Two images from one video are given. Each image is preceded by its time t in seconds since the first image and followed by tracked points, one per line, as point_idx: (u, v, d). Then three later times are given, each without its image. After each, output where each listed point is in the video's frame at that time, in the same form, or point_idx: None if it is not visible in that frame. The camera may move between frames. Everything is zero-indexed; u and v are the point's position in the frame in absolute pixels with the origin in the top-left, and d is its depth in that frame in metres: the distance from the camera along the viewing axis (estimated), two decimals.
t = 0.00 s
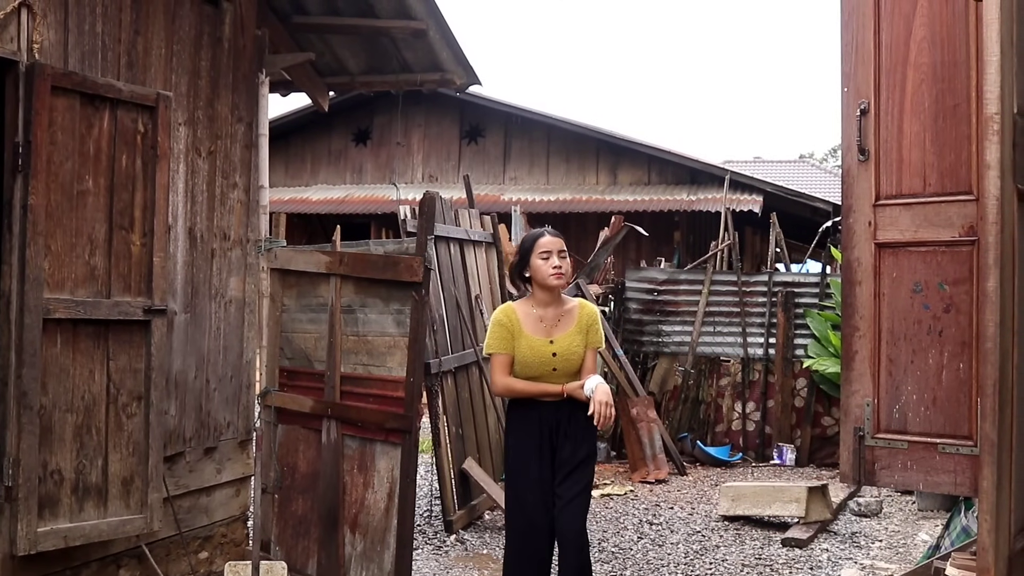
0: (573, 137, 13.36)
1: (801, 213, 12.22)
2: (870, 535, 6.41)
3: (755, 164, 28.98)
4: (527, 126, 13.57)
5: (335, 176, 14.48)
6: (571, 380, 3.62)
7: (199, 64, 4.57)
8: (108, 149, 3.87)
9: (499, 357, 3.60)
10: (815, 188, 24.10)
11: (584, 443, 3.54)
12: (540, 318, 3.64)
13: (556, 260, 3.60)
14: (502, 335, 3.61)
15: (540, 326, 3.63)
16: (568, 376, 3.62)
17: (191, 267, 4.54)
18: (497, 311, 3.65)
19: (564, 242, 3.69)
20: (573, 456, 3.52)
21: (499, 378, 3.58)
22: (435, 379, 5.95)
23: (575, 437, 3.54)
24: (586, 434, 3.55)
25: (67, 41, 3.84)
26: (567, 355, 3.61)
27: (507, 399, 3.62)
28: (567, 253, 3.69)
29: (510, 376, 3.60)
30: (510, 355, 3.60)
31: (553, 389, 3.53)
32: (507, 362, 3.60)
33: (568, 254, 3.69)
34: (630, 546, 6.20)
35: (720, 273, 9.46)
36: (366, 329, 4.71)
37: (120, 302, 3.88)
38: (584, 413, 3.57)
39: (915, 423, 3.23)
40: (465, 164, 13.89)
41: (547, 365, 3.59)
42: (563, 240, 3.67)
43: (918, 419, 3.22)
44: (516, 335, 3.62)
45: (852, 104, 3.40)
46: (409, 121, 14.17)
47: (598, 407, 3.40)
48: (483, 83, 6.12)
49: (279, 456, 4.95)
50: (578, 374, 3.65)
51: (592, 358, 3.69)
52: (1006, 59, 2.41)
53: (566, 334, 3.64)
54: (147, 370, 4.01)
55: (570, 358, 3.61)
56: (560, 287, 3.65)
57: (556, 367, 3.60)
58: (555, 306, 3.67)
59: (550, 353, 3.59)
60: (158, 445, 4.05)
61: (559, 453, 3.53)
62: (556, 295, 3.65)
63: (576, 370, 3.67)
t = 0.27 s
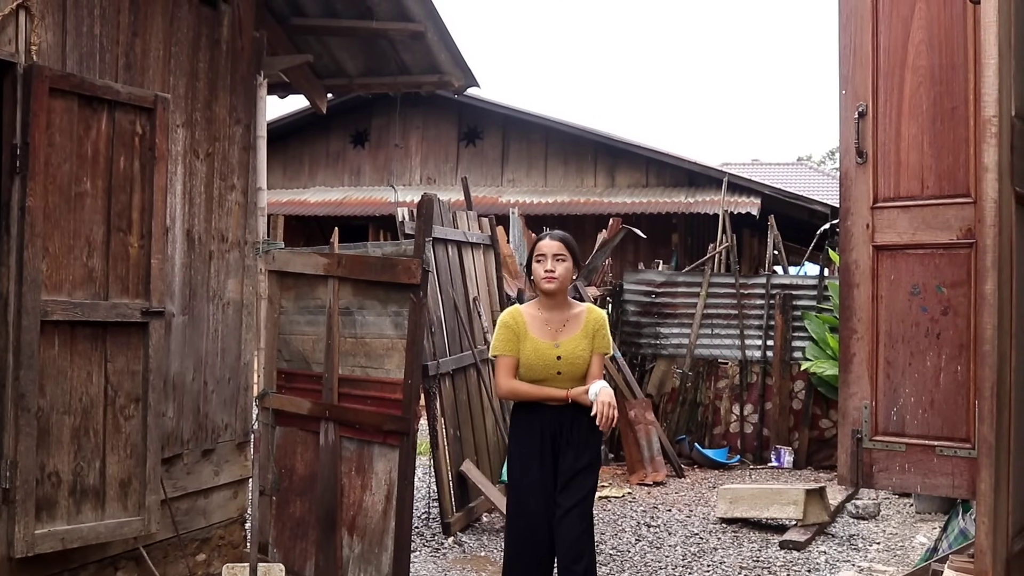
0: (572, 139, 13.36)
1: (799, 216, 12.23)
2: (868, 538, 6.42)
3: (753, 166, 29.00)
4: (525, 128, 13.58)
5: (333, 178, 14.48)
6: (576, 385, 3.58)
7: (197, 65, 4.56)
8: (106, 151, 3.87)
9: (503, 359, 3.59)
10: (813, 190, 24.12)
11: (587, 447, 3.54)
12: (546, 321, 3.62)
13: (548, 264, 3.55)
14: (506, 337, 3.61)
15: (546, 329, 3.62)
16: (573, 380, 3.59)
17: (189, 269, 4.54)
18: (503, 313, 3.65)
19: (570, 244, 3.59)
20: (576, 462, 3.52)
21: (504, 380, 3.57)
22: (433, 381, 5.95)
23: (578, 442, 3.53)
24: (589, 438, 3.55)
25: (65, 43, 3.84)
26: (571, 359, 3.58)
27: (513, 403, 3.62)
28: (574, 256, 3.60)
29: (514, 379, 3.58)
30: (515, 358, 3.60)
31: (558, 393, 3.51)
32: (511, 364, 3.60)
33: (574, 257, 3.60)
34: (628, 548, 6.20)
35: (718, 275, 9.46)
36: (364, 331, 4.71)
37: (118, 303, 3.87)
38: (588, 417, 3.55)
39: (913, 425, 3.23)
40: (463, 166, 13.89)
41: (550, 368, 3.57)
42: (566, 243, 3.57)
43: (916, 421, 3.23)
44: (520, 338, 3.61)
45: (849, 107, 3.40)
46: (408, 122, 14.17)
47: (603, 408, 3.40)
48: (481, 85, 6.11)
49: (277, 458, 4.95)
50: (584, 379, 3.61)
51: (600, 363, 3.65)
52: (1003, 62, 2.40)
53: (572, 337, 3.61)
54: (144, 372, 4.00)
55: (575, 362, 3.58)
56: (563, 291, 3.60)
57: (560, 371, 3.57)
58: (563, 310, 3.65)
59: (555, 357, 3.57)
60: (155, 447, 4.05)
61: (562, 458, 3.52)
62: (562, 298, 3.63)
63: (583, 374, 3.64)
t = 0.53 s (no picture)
0: (570, 141, 13.37)
1: (797, 218, 12.23)
2: (865, 540, 6.42)
3: (751, 168, 29.01)
4: (523, 130, 13.58)
5: (331, 180, 14.48)
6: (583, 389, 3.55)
7: (195, 67, 4.56)
8: (104, 153, 3.87)
9: (510, 359, 3.61)
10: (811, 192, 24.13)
11: (593, 456, 3.49)
12: (555, 323, 3.62)
13: (546, 268, 3.58)
14: (515, 337, 3.63)
15: (553, 331, 3.61)
16: (579, 383, 3.57)
17: (187, 270, 4.53)
18: (513, 314, 3.68)
19: (573, 247, 3.59)
20: (580, 468, 3.47)
21: (509, 381, 3.59)
22: (431, 383, 5.94)
23: (583, 449, 3.49)
24: (595, 446, 3.51)
25: (63, 44, 3.84)
26: (578, 362, 3.56)
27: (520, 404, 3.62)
28: (576, 259, 3.59)
29: (520, 380, 3.59)
30: (521, 358, 3.61)
31: (562, 396, 3.50)
32: (517, 365, 3.61)
33: (577, 260, 3.59)
34: (626, 550, 6.20)
35: (716, 277, 9.48)
36: (362, 332, 4.70)
37: (116, 305, 3.87)
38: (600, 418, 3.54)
39: (911, 427, 3.23)
40: (461, 168, 13.90)
41: (555, 370, 3.56)
42: (567, 246, 3.58)
43: (913, 423, 3.22)
44: (528, 338, 3.63)
45: (848, 109, 3.41)
46: (406, 124, 14.17)
47: (604, 408, 3.40)
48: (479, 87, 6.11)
49: (275, 460, 4.94)
50: (592, 383, 3.58)
51: (609, 368, 3.60)
52: (1002, 64, 2.40)
53: (580, 340, 3.59)
54: (142, 373, 4.00)
55: (581, 365, 3.56)
56: (567, 294, 3.60)
57: (566, 374, 3.56)
58: (573, 312, 3.63)
59: (560, 359, 3.56)
60: (153, 449, 4.04)
61: (565, 465, 3.49)
62: (571, 301, 3.61)
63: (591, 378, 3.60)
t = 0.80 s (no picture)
0: (567, 142, 13.37)
1: (795, 219, 12.24)
2: (863, 541, 6.42)
3: (748, 170, 29.02)
4: (521, 131, 13.58)
5: (329, 181, 14.47)
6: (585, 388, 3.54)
7: (193, 68, 4.56)
8: (102, 153, 3.87)
9: (514, 356, 3.63)
10: (809, 194, 24.15)
11: (597, 458, 3.48)
12: (561, 322, 3.63)
13: (549, 265, 3.59)
14: (521, 335, 3.66)
15: (559, 330, 3.63)
16: (582, 382, 3.56)
17: (185, 271, 4.53)
18: (521, 312, 3.71)
19: (578, 246, 3.57)
20: (584, 470, 3.46)
21: (512, 377, 3.61)
22: (429, 384, 5.93)
23: (587, 451, 3.47)
24: (599, 448, 3.49)
25: (61, 45, 3.84)
26: (580, 361, 3.56)
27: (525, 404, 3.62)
28: (580, 259, 3.57)
29: (523, 378, 3.61)
30: (526, 356, 3.63)
31: (564, 395, 3.49)
32: (522, 363, 3.63)
33: (581, 260, 3.57)
34: (624, 551, 6.20)
35: (714, 278, 9.48)
36: (359, 333, 4.70)
37: (113, 306, 3.87)
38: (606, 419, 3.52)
39: (909, 429, 3.23)
40: (459, 169, 13.89)
41: (558, 368, 3.57)
42: (571, 245, 3.57)
43: (912, 424, 3.23)
44: (534, 336, 3.64)
45: (846, 111, 3.41)
46: (404, 125, 14.16)
47: (598, 405, 3.40)
48: (477, 88, 6.11)
49: (272, 461, 4.93)
50: (595, 383, 3.57)
51: (614, 368, 3.58)
52: (1000, 66, 2.40)
53: (584, 339, 3.59)
54: (140, 374, 3.99)
55: (583, 364, 3.56)
56: (572, 293, 3.59)
57: (568, 372, 3.56)
58: (579, 312, 3.63)
59: (562, 357, 3.57)
60: (151, 450, 4.04)
61: (568, 466, 3.47)
62: (576, 300, 3.61)
63: (595, 378, 3.59)
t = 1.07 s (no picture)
0: (565, 143, 13.37)
1: (793, 220, 12.24)
2: (860, 542, 6.42)
3: (746, 170, 29.01)
4: (519, 132, 13.59)
5: (327, 181, 14.46)
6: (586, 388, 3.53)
7: (191, 68, 4.56)
8: (99, 153, 3.86)
9: (519, 354, 3.66)
10: (807, 194, 24.16)
11: (598, 457, 3.47)
12: (566, 321, 3.63)
13: (554, 264, 3.60)
14: (527, 333, 3.68)
15: (563, 328, 3.63)
16: (582, 381, 3.55)
17: (182, 271, 4.53)
18: (529, 310, 3.73)
19: (584, 246, 3.56)
20: (584, 469, 3.45)
21: (515, 374, 3.63)
22: (426, 385, 5.93)
23: (587, 450, 3.46)
24: (600, 447, 3.47)
25: (59, 45, 3.84)
26: (581, 359, 3.55)
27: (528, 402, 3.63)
28: (584, 259, 3.56)
29: (526, 375, 3.62)
30: (530, 353, 3.65)
31: (564, 393, 3.50)
32: (526, 360, 3.65)
33: (586, 260, 3.56)
34: (621, 552, 6.20)
35: (711, 279, 9.48)
36: (357, 333, 4.70)
37: (111, 306, 3.86)
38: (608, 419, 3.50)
39: (906, 429, 3.24)
40: (457, 169, 13.89)
41: (559, 366, 3.57)
42: (576, 245, 3.57)
43: (909, 425, 3.23)
44: (539, 334, 3.66)
45: (844, 111, 3.41)
46: (402, 125, 14.15)
47: (588, 404, 3.38)
48: (475, 89, 6.10)
49: (270, 462, 4.93)
50: (597, 382, 3.55)
51: (616, 368, 3.54)
52: (998, 66, 2.40)
53: (587, 338, 3.57)
54: (138, 375, 3.99)
55: (584, 363, 3.55)
56: (577, 292, 3.60)
57: (568, 371, 3.56)
58: (584, 311, 3.62)
59: (564, 355, 3.57)
60: (149, 450, 4.03)
61: (568, 465, 3.47)
62: (581, 298, 3.61)
63: (597, 377, 3.57)
